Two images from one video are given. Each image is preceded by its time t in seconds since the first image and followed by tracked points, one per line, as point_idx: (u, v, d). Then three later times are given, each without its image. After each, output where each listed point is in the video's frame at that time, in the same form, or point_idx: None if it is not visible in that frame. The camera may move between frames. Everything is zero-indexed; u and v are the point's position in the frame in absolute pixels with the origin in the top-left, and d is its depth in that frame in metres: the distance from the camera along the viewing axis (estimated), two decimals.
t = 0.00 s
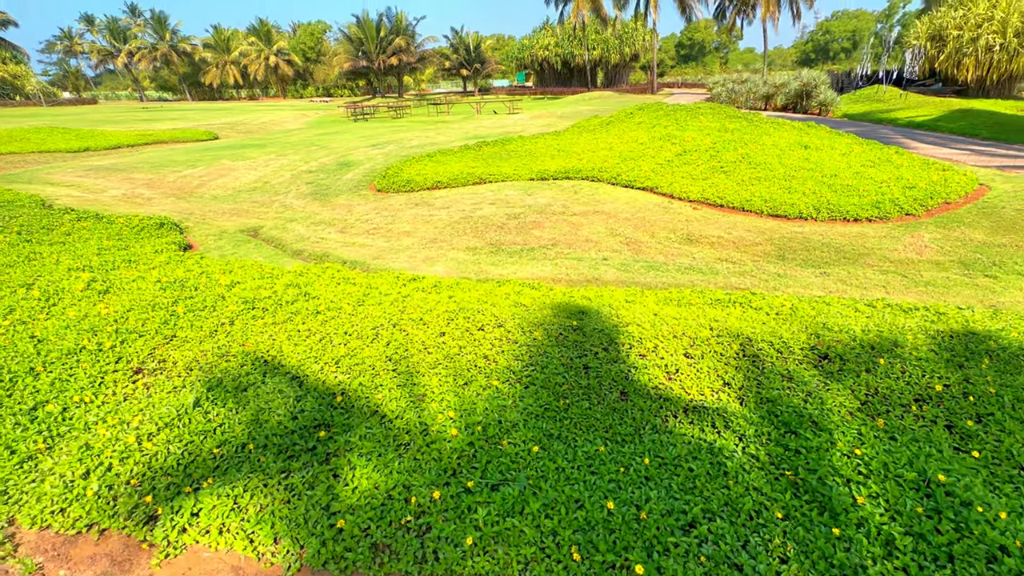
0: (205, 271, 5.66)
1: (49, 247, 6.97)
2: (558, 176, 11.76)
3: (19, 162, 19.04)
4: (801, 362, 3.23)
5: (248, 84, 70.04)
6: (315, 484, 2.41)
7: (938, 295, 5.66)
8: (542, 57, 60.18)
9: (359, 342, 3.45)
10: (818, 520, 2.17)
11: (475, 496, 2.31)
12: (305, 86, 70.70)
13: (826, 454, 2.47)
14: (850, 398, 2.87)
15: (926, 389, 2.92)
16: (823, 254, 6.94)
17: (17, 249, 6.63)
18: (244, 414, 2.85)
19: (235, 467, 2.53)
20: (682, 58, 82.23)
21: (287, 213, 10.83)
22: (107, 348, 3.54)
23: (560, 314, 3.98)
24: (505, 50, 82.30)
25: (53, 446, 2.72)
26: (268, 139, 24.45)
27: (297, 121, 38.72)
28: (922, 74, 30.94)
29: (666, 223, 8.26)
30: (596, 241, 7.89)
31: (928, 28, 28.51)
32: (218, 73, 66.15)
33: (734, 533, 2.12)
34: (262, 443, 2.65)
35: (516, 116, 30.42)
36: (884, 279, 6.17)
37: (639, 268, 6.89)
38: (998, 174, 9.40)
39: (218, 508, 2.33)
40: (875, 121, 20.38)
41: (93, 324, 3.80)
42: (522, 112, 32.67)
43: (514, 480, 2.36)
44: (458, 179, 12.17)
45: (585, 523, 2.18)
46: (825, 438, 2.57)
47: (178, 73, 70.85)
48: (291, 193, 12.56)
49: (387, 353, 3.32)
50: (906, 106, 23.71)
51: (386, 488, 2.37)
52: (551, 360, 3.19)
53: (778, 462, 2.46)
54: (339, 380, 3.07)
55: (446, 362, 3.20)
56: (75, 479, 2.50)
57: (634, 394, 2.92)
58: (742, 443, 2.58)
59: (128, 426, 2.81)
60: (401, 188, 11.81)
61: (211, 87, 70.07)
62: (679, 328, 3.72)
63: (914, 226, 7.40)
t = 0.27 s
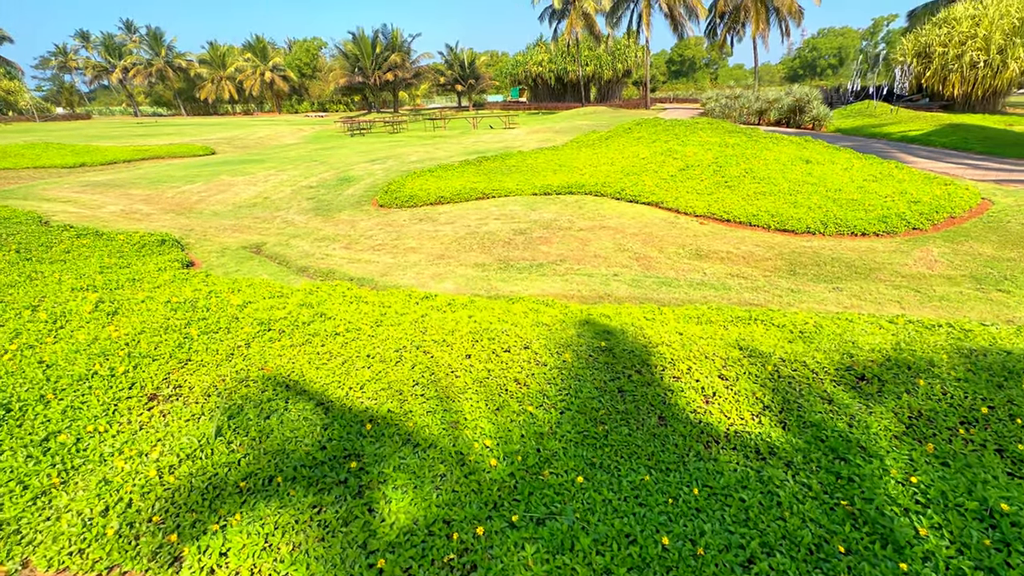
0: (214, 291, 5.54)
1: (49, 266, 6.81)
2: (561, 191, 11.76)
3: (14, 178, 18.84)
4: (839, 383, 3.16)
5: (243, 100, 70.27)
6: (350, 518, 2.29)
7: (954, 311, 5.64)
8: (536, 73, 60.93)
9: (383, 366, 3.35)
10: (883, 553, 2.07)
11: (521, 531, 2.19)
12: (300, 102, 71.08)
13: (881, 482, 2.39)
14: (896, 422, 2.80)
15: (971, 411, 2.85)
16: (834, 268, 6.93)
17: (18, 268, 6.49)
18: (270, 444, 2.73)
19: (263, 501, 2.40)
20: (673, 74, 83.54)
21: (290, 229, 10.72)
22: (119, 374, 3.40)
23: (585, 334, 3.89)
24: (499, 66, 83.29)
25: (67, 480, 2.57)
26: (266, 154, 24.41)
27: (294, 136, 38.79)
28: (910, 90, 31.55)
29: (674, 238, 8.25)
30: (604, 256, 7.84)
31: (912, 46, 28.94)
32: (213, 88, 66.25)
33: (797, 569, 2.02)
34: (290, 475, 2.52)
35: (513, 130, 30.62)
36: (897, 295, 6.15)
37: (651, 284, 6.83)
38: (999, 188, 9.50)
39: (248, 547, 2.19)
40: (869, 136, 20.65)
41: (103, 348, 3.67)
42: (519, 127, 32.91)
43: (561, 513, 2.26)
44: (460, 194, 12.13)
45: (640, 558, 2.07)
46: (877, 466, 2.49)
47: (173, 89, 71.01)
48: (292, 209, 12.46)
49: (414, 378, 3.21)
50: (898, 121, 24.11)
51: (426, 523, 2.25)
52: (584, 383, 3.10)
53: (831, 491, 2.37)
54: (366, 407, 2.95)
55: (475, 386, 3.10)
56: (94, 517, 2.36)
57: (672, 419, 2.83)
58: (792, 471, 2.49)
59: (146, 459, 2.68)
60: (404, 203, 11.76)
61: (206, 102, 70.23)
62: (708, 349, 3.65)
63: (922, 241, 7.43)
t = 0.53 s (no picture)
0: (226, 310, 5.37)
1: (53, 283, 6.64)
2: (569, 205, 11.69)
3: (12, 193, 18.68)
4: (894, 410, 3.02)
5: (241, 114, 70.56)
6: (395, 563, 2.11)
7: (982, 327, 5.53)
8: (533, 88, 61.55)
9: (414, 392, 3.19)
10: None
11: None
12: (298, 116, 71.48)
13: (962, 520, 2.23)
14: (963, 453, 2.65)
15: None
16: (854, 284, 6.83)
17: (19, 286, 6.31)
18: (301, 479, 2.55)
19: (300, 545, 2.22)
20: (667, 89, 84.58)
21: (295, 244, 10.58)
22: (135, 402, 3.23)
23: (619, 356, 3.75)
24: (495, 81, 84.18)
25: (84, 521, 2.39)
26: (266, 168, 24.35)
27: (293, 150, 38.86)
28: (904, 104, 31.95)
29: (689, 253, 8.15)
30: (619, 271, 7.73)
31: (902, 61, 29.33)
32: (211, 103, 66.53)
33: None
34: (326, 515, 2.34)
35: (512, 145, 30.74)
36: (921, 311, 6.05)
37: (670, 300, 6.71)
38: (1009, 202, 9.49)
39: None
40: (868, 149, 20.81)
41: (117, 373, 3.49)
42: (518, 141, 33.07)
43: (624, 557, 2.09)
44: (467, 208, 12.04)
45: None
46: (954, 502, 2.33)
47: (171, 103, 71.29)
48: (297, 224, 12.33)
49: (449, 405, 3.05)
50: (895, 135, 24.34)
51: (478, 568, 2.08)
52: (629, 411, 2.95)
53: (909, 530, 2.21)
54: (402, 438, 2.79)
55: (515, 415, 2.95)
56: (115, 564, 2.18)
57: (727, 449, 2.69)
58: (863, 508, 2.33)
59: (169, 498, 2.50)
60: (411, 218, 11.65)
61: (204, 116, 70.50)
62: (750, 372, 3.51)
63: (940, 256, 7.37)
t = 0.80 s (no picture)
0: (242, 327, 5.26)
1: (64, 299, 6.53)
2: (578, 218, 11.64)
3: (17, 206, 18.63)
4: (951, 435, 2.90)
5: (242, 127, 71.02)
6: None
7: (1012, 343, 5.44)
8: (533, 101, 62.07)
9: (451, 416, 3.07)
10: None
11: None
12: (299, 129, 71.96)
13: None
14: None
15: None
16: (875, 298, 6.75)
17: (30, 302, 6.20)
18: (341, 511, 2.43)
19: None
20: (665, 101, 85.39)
21: (304, 258, 10.50)
22: (160, 427, 3.11)
23: (656, 376, 3.65)
24: (495, 94, 84.96)
25: (113, 558, 2.26)
26: (270, 181, 24.37)
27: (295, 163, 39.00)
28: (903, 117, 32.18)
29: (705, 267, 8.08)
30: (635, 285, 7.65)
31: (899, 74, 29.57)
32: (214, 115, 67.34)
33: None
34: (371, 550, 2.21)
35: (514, 157, 30.88)
36: (947, 326, 5.95)
37: (690, 315, 6.61)
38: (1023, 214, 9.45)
39: None
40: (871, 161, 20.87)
41: (139, 396, 3.38)
42: (520, 154, 33.22)
43: None
44: (476, 221, 11.99)
45: None
46: None
47: (173, 116, 71.77)
48: (304, 237, 12.25)
49: (489, 430, 2.94)
50: (897, 147, 24.47)
51: None
52: (676, 436, 2.83)
53: (990, 566, 2.09)
54: (443, 466, 2.67)
55: (559, 440, 2.83)
56: None
57: (783, 477, 2.57)
58: (937, 542, 2.21)
59: (202, 532, 2.37)
60: (420, 231, 11.59)
61: (206, 129, 70.92)
62: (793, 393, 3.40)
63: (959, 269, 7.30)
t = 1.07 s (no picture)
0: (267, 338, 5.23)
1: (85, 309, 6.52)
2: (592, 228, 11.63)
3: (28, 216, 18.74)
4: (1014, 452, 2.81)
5: (248, 137, 71.70)
6: None
7: None
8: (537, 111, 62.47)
9: (495, 431, 3.00)
10: None
11: None
12: (304, 139, 72.56)
13: None
14: None
15: None
16: (900, 308, 6.67)
17: (52, 311, 6.19)
18: (392, 529, 2.36)
19: None
20: (668, 111, 85.84)
21: (319, 267, 10.48)
22: (198, 441, 3.06)
23: (697, 388, 3.58)
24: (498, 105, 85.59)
25: None
26: (279, 190, 24.47)
27: (302, 172, 39.23)
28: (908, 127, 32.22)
29: (724, 276, 8.02)
30: (655, 295, 7.61)
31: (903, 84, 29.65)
32: (219, 126, 67.69)
33: None
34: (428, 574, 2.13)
35: (520, 167, 31.00)
36: (977, 336, 5.87)
37: (713, 326, 6.55)
38: None
39: None
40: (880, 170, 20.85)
41: (174, 409, 3.32)
42: (526, 163, 33.33)
43: None
44: (489, 231, 11.98)
45: None
46: None
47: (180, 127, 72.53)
48: (317, 247, 12.25)
49: (537, 446, 2.86)
50: (904, 156, 24.46)
51: None
52: (729, 452, 2.76)
53: None
54: (493, 484, 2.60)
55: (609, 456, 2.76)
56: None
57: (845, 495, 2.49)
58: (1019, 567, 2.11)
59: (248, 553, 2.30)
60: (433, 241, 11.59)
61: (212, 139, 71.63)
62: (841, 405, 3.32)
63: (984, 279, 7.22)
